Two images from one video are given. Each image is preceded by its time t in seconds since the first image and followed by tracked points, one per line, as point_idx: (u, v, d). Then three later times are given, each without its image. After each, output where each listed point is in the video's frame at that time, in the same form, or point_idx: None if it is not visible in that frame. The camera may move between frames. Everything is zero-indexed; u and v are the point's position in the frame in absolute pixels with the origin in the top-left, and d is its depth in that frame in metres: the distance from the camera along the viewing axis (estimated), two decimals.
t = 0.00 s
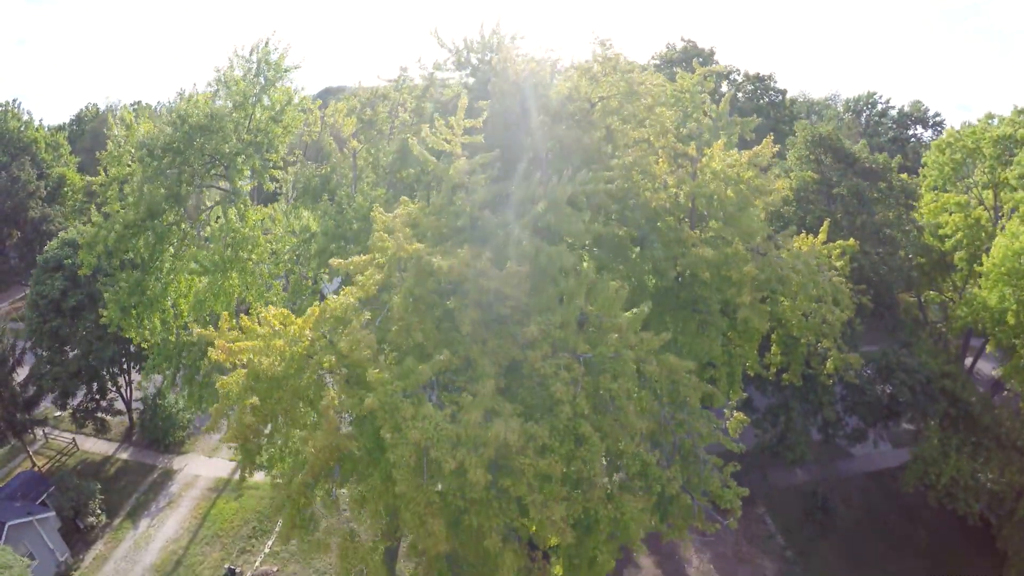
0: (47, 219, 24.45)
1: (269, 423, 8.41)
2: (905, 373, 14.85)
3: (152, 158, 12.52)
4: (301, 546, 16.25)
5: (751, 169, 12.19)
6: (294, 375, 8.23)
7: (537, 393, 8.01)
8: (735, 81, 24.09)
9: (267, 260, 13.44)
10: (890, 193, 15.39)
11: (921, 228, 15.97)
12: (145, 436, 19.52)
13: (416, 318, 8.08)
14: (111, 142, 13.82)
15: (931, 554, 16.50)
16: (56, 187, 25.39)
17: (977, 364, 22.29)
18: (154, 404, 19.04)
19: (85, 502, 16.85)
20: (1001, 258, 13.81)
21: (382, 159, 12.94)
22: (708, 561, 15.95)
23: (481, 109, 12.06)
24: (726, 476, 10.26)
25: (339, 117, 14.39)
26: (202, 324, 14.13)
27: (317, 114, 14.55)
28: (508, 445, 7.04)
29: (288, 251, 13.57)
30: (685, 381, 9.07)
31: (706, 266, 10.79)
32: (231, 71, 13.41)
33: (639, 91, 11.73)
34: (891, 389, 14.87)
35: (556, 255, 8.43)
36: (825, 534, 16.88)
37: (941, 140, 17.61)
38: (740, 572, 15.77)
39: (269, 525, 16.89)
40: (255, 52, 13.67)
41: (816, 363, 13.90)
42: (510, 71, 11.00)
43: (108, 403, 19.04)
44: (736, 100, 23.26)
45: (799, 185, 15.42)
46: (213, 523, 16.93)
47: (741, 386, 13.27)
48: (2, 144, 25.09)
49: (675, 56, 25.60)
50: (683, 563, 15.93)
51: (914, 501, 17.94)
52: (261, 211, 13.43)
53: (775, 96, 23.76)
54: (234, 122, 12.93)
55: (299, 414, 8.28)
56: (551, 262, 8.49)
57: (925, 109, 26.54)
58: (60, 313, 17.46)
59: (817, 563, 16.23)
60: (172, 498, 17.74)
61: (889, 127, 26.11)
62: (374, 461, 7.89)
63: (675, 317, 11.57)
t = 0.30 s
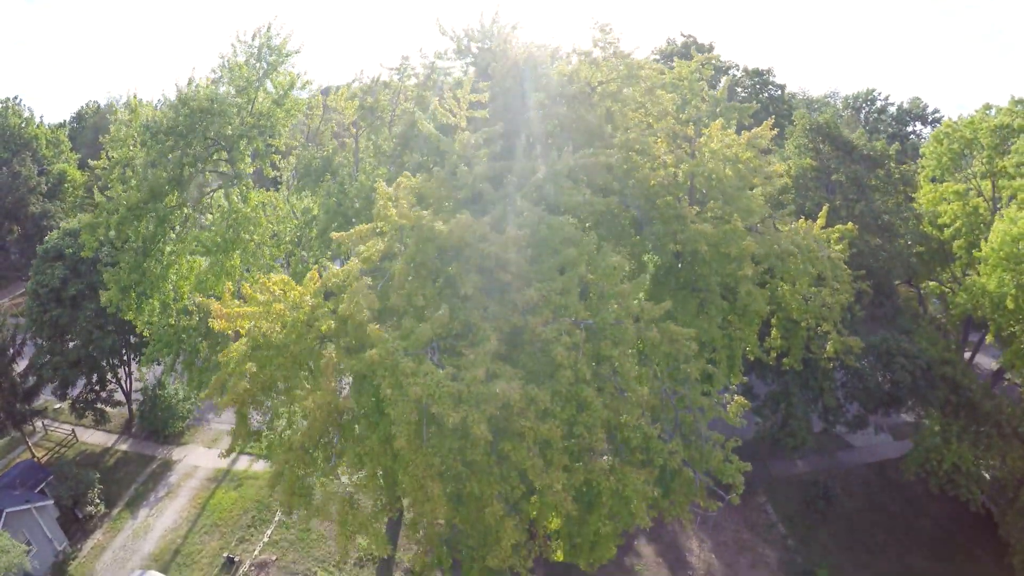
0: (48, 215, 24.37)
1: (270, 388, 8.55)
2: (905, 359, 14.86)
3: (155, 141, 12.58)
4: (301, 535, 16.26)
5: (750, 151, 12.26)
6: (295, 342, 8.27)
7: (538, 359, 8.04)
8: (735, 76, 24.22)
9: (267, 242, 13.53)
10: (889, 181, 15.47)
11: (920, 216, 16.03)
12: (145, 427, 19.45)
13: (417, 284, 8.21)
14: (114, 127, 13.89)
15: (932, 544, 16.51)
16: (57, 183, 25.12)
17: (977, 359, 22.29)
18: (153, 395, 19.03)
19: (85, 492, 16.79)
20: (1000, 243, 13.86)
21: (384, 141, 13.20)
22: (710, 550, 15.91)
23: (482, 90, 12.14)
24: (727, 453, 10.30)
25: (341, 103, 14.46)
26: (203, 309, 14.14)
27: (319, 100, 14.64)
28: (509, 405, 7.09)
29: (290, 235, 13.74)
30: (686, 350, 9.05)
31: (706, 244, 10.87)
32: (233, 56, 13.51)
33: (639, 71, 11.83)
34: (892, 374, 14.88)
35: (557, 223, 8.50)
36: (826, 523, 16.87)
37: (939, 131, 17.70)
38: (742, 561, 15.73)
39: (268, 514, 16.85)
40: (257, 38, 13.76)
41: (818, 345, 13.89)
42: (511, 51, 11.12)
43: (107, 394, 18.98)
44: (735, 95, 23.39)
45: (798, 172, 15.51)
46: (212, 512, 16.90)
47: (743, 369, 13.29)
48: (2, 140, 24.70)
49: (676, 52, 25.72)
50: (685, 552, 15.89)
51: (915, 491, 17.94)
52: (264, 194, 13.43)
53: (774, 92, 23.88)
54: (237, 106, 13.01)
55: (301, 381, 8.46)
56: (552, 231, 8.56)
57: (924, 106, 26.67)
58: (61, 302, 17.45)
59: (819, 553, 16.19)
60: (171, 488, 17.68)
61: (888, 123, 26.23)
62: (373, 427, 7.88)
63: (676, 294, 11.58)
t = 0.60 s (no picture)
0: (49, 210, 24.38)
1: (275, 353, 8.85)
2: (904, 344, 14.91)
3: (158, 125, 12.68)
4: (301, 523, 16.26)
5: (747, 134, 12.43)
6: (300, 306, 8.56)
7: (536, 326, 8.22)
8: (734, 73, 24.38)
9: (269, 227, 13.58)
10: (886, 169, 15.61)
11: (917, 205, 16.12)
12: (145, 419, 19.43)
13: (418, 254, 8.43)
14: (118, 113, 14.00)
15: (932, 532, 16.53)
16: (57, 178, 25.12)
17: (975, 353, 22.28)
18: (154, 385, 19.03)
19: (84, 481, 16.76)
20: (996, 228, 14.01)
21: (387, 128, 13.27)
22: (711, 538, 15.94)
23: (483, 73, 12.24)
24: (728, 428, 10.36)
25: (342, 91, 14.55)
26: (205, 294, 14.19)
27: (321, 88, 14.76)
28: (512, 366, 7.25)
29: (291, 218, 13.75)
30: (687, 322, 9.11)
31: (705, 222, 10.95)
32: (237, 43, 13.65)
33: (638, 55, 11.95)
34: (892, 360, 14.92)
35: (557, 193, 8.60)
36: (826, 512, 16.89)
37: (934, 124, 17.88)
38: (743, 549, 15.73)
39: (268, 503, 16.82)
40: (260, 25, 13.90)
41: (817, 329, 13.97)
42: (512, 33, 11.26)
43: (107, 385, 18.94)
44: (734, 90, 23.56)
45: (796, 160, 15.63)
46: (212, 501, 16.91)
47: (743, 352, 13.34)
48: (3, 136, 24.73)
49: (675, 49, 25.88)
50: (686, 540, 15.89)
51: (915, 481, 17.96)
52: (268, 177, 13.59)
53: (773, 88, 24.04)
54: (240, 91, 13.13)
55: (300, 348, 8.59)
56: (554, 200, 8.63)
57: (923, 103, 26.81)
58: (62, 293, 17.46)
59: (820, 541, 16.17)
60: (171, 478, 17.68)
61: (887, 120, 26.38)
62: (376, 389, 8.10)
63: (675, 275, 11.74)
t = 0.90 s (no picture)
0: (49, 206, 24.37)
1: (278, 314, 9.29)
2: (903, 331, 14.99)
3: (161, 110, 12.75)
4: (301, 512, 16.23)
5: (744, 116, 12.70)
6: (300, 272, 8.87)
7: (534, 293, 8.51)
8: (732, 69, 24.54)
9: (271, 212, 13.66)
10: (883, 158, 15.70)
11: (914, 194, 16.23)
12: (145, 411, 19.40)
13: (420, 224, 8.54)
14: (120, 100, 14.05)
15: (932, 521, 16.59)
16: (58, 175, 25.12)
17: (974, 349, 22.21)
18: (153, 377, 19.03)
19: (83, 471, 16.73)
20: (992, 215, 14.13)
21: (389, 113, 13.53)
22: (711, 527, 15.97)
23: (483, 56, 12.34)
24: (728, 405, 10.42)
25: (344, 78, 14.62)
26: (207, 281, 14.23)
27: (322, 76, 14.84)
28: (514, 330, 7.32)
29: (293, 204, 13.83)
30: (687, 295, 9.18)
31: (704, 201, 11.03)
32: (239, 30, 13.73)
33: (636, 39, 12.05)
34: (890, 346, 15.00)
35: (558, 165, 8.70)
36: (826, 502, 16.92)
37: (931, 116, 18.00)
38: (743, 537, 15.77)
39: (268, 493, 16.80)
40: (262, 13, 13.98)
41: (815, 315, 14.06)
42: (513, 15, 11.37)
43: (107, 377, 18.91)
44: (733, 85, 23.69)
45: (794, 149, 15.74)
46: (212, 491, 16.90)
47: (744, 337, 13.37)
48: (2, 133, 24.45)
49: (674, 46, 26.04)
50: (687, 529, 15.93)
51: (915, 472, 17.98)
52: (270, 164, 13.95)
53: (772, 83, 24.18)
54: (242, 76, 13.21)
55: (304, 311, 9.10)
56: (555, 173, 8.72)
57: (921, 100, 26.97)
58: (63, 284, 17.45)
59: (821, 530, 16.19)
60: (170, 469, 17.65)
61: (884, 116, 26.53)
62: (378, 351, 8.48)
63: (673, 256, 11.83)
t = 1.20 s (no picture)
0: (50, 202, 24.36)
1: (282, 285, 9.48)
2: (903, 319, 15.01)
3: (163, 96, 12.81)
4: (301, 503, 16.20)
5: (742, 100, 12.86)
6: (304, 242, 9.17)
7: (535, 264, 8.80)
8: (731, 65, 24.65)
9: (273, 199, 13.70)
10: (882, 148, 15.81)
11: (913, 184, 16.26)
12: (145, 404, 19.35)
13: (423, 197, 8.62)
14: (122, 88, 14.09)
15: (932, 512, 16.57)
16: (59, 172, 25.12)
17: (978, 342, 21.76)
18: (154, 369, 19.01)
19: (83, 462, 16.69)
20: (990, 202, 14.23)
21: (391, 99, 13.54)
22: (712, 517, 15.96)
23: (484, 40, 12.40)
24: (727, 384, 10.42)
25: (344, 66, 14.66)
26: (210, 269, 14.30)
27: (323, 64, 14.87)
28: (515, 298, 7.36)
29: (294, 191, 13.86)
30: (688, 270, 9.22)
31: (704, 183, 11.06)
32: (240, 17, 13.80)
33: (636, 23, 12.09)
34: (890, 334, 15.03)
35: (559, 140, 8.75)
36: (827, 492, 16.90)
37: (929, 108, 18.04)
38: (745, 527, 15.76)
39: (268, 484, 16.76)
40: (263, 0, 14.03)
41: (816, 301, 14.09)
42: None
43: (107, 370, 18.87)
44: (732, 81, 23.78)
45: (793, 139, 15.81)
46: (212, 482, 16.86)
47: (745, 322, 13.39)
48: (3, 130, 24.36)
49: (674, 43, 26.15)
50: (688, 519, 15.93)
51: (916, 463, 17.94)
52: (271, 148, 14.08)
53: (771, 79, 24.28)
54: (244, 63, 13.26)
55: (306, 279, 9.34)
56: (556, 148, 8.77)
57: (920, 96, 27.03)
58: (63, 275, 17.43)
59: (822, 520, 16.15)
60: (170, 461, 17.60)
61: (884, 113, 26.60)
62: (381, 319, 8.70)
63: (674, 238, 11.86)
